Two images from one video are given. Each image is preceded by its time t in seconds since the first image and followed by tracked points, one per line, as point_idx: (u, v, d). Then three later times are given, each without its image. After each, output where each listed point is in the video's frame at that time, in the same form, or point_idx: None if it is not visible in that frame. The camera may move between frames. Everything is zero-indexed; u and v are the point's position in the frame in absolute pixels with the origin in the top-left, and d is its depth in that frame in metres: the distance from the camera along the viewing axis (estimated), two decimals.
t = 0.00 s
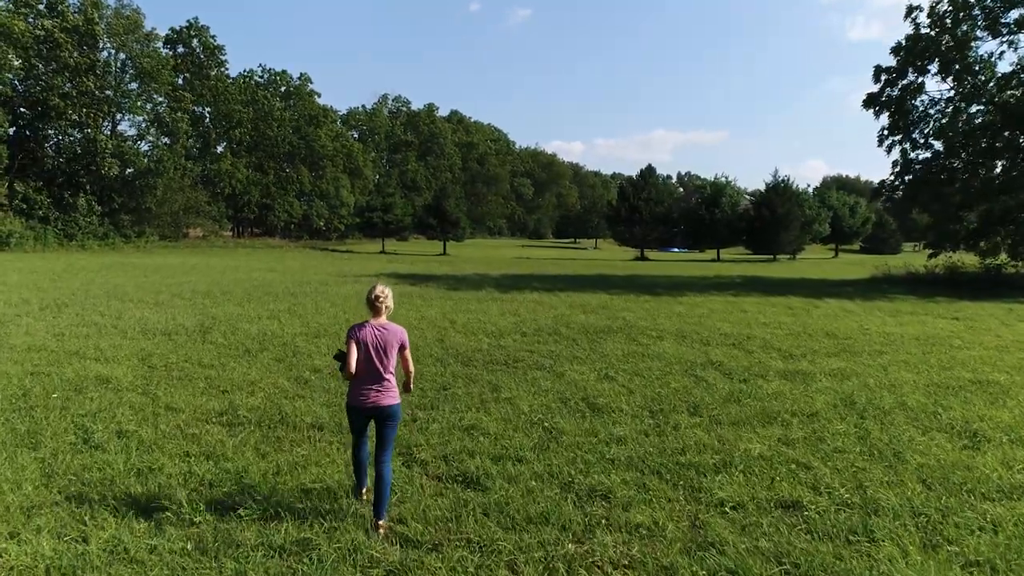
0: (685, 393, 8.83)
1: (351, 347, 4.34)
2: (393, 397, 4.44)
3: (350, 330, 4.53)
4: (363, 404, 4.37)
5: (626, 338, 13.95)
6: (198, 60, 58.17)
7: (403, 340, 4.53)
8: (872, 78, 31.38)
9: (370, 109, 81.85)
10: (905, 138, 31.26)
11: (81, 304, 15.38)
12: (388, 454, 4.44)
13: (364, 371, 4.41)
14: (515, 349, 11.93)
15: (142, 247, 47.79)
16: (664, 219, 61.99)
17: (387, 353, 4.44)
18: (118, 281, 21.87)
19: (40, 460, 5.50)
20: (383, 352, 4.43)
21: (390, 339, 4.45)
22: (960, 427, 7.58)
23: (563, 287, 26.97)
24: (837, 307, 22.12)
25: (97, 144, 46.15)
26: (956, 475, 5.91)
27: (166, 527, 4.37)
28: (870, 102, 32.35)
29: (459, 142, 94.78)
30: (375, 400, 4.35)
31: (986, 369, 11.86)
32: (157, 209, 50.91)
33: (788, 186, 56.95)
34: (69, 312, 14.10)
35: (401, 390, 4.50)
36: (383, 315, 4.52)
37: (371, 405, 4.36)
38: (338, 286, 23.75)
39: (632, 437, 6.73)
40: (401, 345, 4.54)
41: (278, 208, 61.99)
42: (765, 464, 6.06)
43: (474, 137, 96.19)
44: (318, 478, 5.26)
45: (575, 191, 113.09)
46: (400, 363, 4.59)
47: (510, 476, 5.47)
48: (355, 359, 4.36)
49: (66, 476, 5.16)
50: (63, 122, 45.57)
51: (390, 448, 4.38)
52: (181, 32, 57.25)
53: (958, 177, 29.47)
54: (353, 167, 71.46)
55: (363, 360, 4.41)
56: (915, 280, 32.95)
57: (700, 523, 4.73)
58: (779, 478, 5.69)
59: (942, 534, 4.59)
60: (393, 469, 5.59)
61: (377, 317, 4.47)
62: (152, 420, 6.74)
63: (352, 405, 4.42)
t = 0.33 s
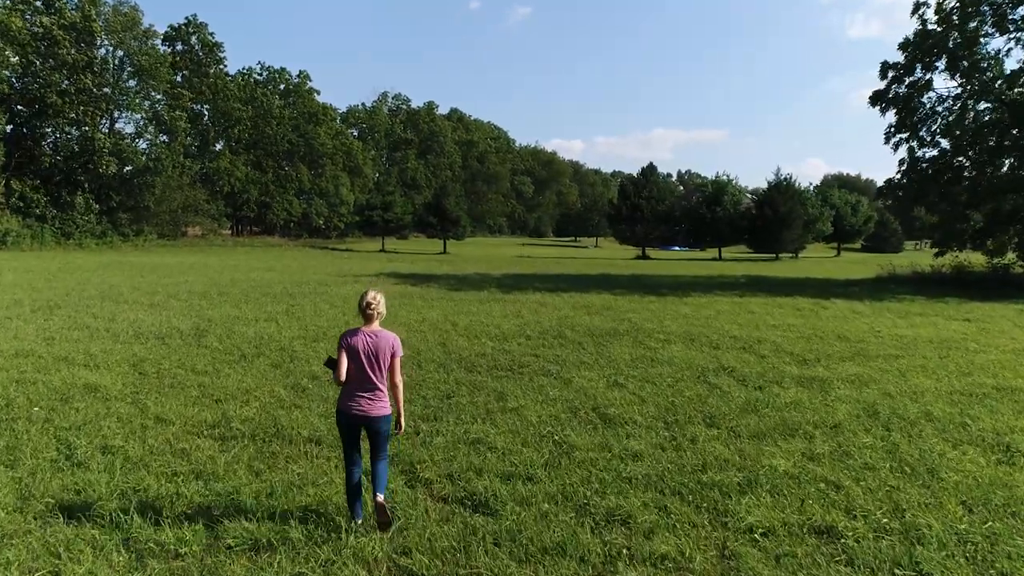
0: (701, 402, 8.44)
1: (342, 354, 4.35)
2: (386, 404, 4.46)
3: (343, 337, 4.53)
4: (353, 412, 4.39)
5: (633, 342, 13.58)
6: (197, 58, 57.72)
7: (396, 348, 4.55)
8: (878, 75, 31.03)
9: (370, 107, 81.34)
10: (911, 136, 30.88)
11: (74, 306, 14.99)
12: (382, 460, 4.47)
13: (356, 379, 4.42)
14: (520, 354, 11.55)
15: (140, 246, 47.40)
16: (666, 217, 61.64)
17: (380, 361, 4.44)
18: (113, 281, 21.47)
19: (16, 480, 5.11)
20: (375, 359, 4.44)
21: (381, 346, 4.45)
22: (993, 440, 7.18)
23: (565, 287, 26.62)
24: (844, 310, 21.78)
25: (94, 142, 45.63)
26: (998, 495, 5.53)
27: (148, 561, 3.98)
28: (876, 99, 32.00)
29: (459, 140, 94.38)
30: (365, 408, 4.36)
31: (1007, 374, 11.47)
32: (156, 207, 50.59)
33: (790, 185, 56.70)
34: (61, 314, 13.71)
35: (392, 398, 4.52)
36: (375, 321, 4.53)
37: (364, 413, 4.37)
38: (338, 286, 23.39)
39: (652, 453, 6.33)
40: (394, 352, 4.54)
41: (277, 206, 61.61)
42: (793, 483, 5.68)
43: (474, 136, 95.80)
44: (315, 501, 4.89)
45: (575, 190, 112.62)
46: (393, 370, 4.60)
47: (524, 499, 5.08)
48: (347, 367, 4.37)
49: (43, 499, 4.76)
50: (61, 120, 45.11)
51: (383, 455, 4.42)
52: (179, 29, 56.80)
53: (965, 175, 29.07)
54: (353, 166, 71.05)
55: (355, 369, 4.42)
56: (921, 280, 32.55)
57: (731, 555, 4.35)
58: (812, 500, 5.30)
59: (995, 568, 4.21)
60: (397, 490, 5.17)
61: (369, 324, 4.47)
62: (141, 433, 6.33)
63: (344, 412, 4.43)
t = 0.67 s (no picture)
0: (720, 405, 8.05)
1: (334, 355, 4.10)
2: (381, 408, 4.15)
3: (341, 338, 4.27)
4: (348, 415, 4.13)
5: (643, 340, 13.18)
6: (198, 51, 57.19)
7: (394, 348, 4.19)
8: (888, 66, 30.49)
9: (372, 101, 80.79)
10: (921, 128, 30.36)
11: (68, 303, 14.60)
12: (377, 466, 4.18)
13: (352, 382, 4.14)
14: (527, 353, 11.15)
15: (140, 241, 47.06)
16: (670, 212, 61.20)
17: (373, 363, 4.12)
18: (110, 277, 21.07)
19: None
20: (370, 362, 4.11)
21: (376, 349, 4.12)
22: None
23: (570, 282, 26.22)
24: (856, 307, 21.36)
25: (93, 136, 45.23)
26: None
27: None
28: (885, 91, 31.50)
29: (461, 135, 93.90)
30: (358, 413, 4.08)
31: None
32: (157, 201, 50.29)
33: (795, 179, 56.31)
34: (54, 311, 13.31)
35: (390, 402, 4.19)
36: (373, 322, 4.21)
37: (359, 417, 4.10)
38: (339, 281, 23.00)
39: (672, 462, 5.96)
40: (391, 354, 4.19)
41: (278, 200, 61.26)
42: (829, 499, 5.23)
43: (477, 130, 95.24)
44: (312, 517, 4.52)
45: (577, 184, 112.04)
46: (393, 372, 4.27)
47: (539, 515, 4.70)
48: (340, 369, 4.11)
49: (17, 518, 4.36)
50: (61, 113, 44.72)
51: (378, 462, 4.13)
52: (180, 22, 56.32)
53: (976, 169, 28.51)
54: (355, 160, 70.60)
55: (352, 371, 4.16)
56: (931, 276, 32.08)
57: None
58: (852, 518, 4.87)
59: None
60: (401, 505, 4.78)
61: (364, 325, 4.16)
62: (130, 439, 5.97)
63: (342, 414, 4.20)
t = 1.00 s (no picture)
0: (746, 401, 7.64)
1: (346, 345, 4.08)
2: (391, 396, 4.15)
3: (348, 326, 4.25)
4: (359, 403, 4.08)
5: (658, 330, 12.77)
6: (203, 36, 56.60)
7: (404, 336, 4.21)
8: (905, 49, 29.71)
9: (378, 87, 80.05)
10: (938, 113, 29.56)
11: (68, 291, 14.27)
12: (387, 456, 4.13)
13: (363, 371, 4.12)
14: (539, 344, 10.74)
15: (146, 228, 46.80)
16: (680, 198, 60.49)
17: (385, 351, 4.14)
18: (113, 265, 20.75)
19: None
20: (381, 349, 4.13)
21: (389, 336, 4.15)
22: None
23: (579, 270, 25.79)
24: (873, 295, 20.87)
25: (98, 122, 44.91)
26: None
27: None
28: (901, 75, 30.72)
29: (468, 121, 93.13)
30: (370, 399, 4.06)
31: None
32: (162, 187, 49.94)
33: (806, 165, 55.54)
34: (53, 300, 12.99)
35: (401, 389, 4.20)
36: (382, 309, 4.22)
37: (370, 406, 4.08)
38: (345, 269, 22.65)
39: (700, 463, 5.58)
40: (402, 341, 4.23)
41: (284, 186, 60.85)
42: (873, 507, 4.80)
43: (484, 116, 94.41)
44: (315, 526, 4.15)
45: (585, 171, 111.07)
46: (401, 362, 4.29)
47: (559, 525, 4.32)
48: (352, 357, 4.08)
49: None
50: (66, 99, 44.39)
51: (387, 450, 4.08)
52: (185, 7, 55.72)
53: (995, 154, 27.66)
54: (361, 146, 70.02)
55: (362, 359, 4.14)
56: (947, 263, 31.45)
57: None
58: (904, 531, 4.42)
59: None
60: (408, 514, 4.40)
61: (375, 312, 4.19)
62: (121, 437, 5.61)
63: (350, 403, 4.15)
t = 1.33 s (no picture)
0: (770, 396, 7.24)
1: (347, 338, 3.83)
2: (392, 389, 3.94)
3: (346, 317, 4.01)
4: (359, 399, 3.87)
5: (671, 318, 12.36)
6: (207, 18, 55.98)
7: (405, 329, 4.04)
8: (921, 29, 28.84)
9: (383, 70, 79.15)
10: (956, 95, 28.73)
11: (66, 277, 13.95)
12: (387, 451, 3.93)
13: (362, 365, 3.90)
14: (548, 333, 10.34)
15: (151, 211, 46.45)
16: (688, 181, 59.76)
17: (386, 345, 3.92)
18: (114, 249, 20.42)
19: None
20: (381, 344, 3.91)
21: (390, 330, 3.94)
22: None
23: (587, 254, 25.36)
24: (889, 281, 20.39)
25: (101, 104, 44.50)
26: None
27: None
28: (917, 56, 29.92)
29: (474, 104, 92.18)
30: (371, 394, 3.87)
31: None
32: (167, 170, 49.66)
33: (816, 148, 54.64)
34: (49, 286, 12.67)
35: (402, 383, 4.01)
36: (383, 301, 3.98)
37: (368, 401, 3.88)
38: (350, 253, 22.30)
39: (726, 466, 5.18)
40: (403, 335, 4.03)
41: (289, 169, 60.34)
42: (921, 518, 4.37)
43: (489, 99, 93.38)
44: (312, 540, 3.76)
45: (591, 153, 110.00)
46: (400, 355, 4.10)
47: (578, 537, 3.97)
48: (353, 351, 3.84)
49: None
50: (69, 81, 43.97)
51: (387, 446, 3.88)
52: None
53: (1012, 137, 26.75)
54: (366, 129, 69.39)
55: (362, 352, 3.90)
56: (963, 247, 30.81)
57: None
58: (957, 548, 4.00)
59: None
60: (413, 524, 4.05)
61: (375, 304, 3.94)
62: (109, 436, 5.25)
63: (346, 397, 3.93)
